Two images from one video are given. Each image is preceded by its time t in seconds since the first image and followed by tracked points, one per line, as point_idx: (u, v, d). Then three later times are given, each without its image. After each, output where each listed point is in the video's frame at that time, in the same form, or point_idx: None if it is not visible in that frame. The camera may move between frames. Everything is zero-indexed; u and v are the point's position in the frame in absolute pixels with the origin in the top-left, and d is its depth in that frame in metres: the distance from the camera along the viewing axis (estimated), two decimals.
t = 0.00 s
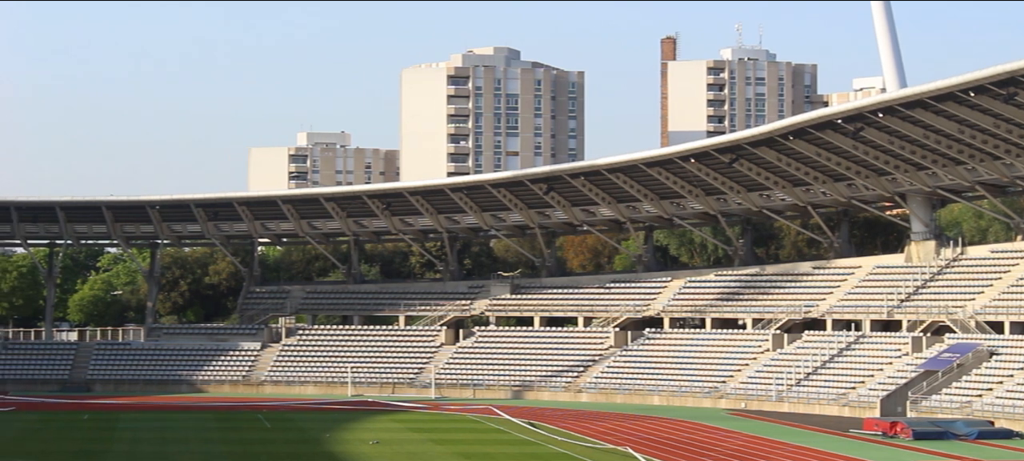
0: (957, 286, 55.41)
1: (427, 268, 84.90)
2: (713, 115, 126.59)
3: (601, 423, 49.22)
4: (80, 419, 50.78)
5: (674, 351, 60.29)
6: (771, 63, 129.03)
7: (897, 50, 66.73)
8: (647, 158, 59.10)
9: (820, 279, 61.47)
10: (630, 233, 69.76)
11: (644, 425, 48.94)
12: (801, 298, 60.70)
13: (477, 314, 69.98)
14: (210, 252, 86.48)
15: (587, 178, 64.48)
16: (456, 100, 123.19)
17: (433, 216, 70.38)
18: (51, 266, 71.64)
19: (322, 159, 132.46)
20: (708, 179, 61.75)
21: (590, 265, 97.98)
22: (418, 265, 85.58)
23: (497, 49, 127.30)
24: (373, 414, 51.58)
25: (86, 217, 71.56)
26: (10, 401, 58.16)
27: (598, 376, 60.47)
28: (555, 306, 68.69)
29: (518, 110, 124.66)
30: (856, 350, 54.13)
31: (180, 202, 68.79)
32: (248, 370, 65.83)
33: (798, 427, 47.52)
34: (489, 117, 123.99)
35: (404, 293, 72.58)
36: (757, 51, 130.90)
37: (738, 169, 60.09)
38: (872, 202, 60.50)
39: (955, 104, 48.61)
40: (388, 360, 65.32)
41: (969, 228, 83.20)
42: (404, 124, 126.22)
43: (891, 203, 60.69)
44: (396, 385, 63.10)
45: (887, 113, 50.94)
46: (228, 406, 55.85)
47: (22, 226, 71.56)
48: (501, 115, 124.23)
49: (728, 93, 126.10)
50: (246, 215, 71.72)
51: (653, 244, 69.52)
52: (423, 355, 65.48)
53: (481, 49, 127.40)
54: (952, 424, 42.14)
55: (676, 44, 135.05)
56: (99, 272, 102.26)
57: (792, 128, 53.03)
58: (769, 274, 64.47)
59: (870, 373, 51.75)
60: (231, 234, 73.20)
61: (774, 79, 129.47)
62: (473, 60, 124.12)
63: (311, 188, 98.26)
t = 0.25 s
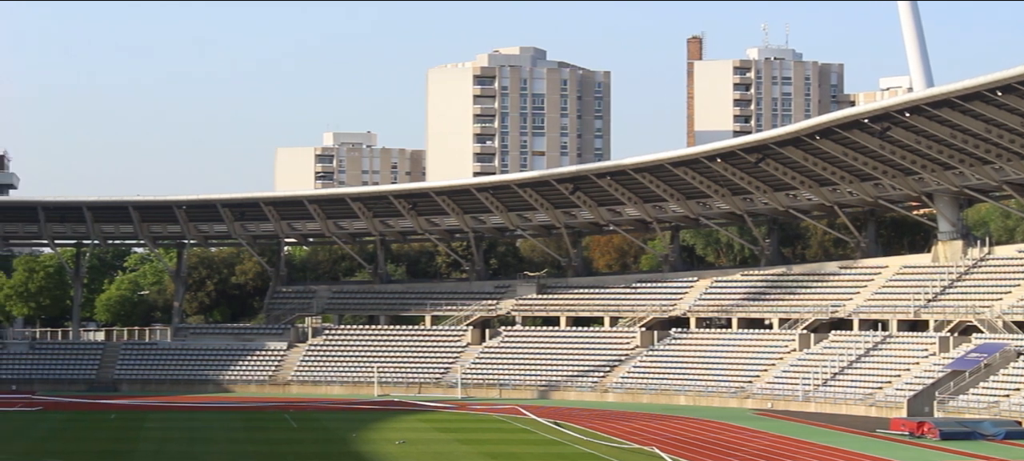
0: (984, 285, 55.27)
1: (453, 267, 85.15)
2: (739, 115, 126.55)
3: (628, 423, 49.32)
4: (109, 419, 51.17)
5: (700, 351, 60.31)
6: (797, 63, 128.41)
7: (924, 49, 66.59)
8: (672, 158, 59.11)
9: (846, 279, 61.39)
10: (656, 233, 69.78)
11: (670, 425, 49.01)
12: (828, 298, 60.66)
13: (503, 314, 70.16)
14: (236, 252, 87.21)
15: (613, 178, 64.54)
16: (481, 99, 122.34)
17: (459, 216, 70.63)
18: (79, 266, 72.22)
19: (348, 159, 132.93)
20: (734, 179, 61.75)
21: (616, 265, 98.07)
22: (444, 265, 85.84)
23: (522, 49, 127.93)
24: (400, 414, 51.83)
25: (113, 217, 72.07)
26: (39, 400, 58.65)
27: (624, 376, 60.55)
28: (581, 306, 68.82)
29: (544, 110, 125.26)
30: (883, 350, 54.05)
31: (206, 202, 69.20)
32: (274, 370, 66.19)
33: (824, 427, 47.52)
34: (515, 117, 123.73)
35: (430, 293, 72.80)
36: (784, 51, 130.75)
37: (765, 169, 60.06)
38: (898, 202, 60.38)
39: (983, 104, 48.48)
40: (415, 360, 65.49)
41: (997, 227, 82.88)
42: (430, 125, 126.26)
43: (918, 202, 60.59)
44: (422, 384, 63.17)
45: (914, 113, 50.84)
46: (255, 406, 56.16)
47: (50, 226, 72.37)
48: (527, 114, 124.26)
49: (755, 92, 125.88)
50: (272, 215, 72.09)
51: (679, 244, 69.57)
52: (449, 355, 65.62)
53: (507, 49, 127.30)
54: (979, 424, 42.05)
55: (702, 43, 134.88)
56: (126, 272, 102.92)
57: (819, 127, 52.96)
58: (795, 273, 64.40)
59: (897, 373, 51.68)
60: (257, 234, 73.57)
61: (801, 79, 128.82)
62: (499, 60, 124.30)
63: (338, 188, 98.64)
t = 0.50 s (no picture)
0: (1012, 285, 55.11)
1: (479, 267, 85.42)
2: (765, 114, 126.44)
3: (654, 423, 49.42)
4: (137, 418, 51.53)
5: (726, 351, 60.32)
6: (823, 62, 127.71)
7: (952, 49, 66.45)
8: (699, 158, 59.13)
9: (873, 279, 61.30)
10: (683, 233, 69.82)
11: (696, 425, 49.08)
12: (855, 298, 60.60)
13: (530, 314, 70.39)
14: (263, 251, 87.69)
15: (639, 178, 64.60)
16: (508, 99, 122.93)
17: (485, 216, 70.81)
18: (106, 265, 72.72)
19: (374, 159, 133.35)
20: (760, 179, 61.71)
21: (642, 265, 98.16)
22: (470, 264, 86.10)
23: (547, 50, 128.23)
24: (426, 414, 52.06)
25: (140, 218, 72.55)
26: (68, 400, 59.09)
27: (650, 376, 60.64)
28: (607, 306, 68.96)
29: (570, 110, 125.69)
30: (910, 350, 53.97)
31: (233, 202, 69.60)
32: (300, 370, 66.56)
33: (851, 427, 47.54)
34: (541, 116, 124.24)
35: (457, 293, 73.05)
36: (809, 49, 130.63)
37: (791, 169, 60.02)
38: (925, 202, 60.24)
39: (1010, 103, 48.32)
40: (441, 360, 65.76)
41: None
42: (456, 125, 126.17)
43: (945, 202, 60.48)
44: (448, 385, 63.49)
45: (941, 112, 50.74)
46: (282, 406, 56.49)
47: (77, 227, 72.94)
48: (553, 114, 125.21)
49: (781, 92, 126.17)
50: (299, 215, 72.44)
51: (706, 244, 69.56)
52: (475, 355, 65.86)
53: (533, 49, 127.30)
54: (1006, 424, 42.04)
55: (728, 43, 134.68)
56: (153, 271, 103.57)
57: (845, 127, 52.91)
58: (822, 273, 64.31)
59: (924, 373, 51.61)
60: (284, 234, 73.95)
61: (828, 78, 128.02)
62: (525, 60, 124.54)
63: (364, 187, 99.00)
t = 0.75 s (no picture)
0: None
1: (504, 267, 85.68)
2: (791, 114, 126.27)
3: (679, 423, 49.53)
4: (164, 418, 51.89)
5: (751, 351, 60.32)
6: (849, 62, 127.83)
7: (978, 49, 66.35)
8: (724, 158, 59.15)
9: (899, 279, 61.18)
10: (708, 233, 69.86)
11: (721, 425, 49.15)
12: (881, 298, 60.49)
13: (555, 314, 70.58)
14: (289, 251, 88.19)
15: (664, 178, 64.65)
16: (534, 100, 123.62)
17: (510, 216, 70.97)
18: (132, 266, 73.21)
19: (399, 160, 133.77)
20: (785, 179, 61.68)
21: (667, 265, 98.23)
22: (495, 264, 86.35)
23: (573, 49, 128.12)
24: (452, 414, 52.28)
25: (165, 218, 73.00)
26: (94, 400, 59.53)
27: (675, 376, 60.74)
28: (632, 306, 69.04)
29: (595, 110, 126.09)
30: (936, 350, 53.88)
31: (258, 202, 69.95)
32: (325, 370, 66.87)
33: (876, 427, 47.55)
34: (565, 116, 124.54)
35: (482, 293, 73.29)
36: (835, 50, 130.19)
37: (816, 169, 59.97)
38: (951, 201, 60.11)
39: None
40: (466, 360, 66.03)
41: None
42: (480, 125, 126.43)
43: (972, 203, 60.36)
44: (473, 384, 63.77)
45: (967, 112, 50.62)
46: (307, 406, 56.80)
47: (103, 226, 73.27)
48: (578, 114, 125.68)
49: (807, 92, 125.69)
50: (324, 215, 72.80)
51: (731, 244, 69.54)
52: (500, 355, 66.10)
53: (559, 49, 127.43)
54: None
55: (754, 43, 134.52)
56: (178, 272, 104.21)
57: (870, 127, 52.84)
58: (848, 273, 64.19)
59: (950, 373, 51.50)
60: (309, 234, 74.31)
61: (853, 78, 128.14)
62: (550, 60, 124.63)
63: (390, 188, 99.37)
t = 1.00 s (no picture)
0: None
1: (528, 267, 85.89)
2: (815, 114, 126.08)
3: (703, 423, 49.63)
4: (189, 418, 52.24)
5: (775, 351, 60.31)
6: (873, 62, 127.50)
7: (1003, 49, 66.20)
8: (748, 158, 59.12)
9: (924, 279, 61.07)
10: (732, 232, 69.85)
11: (745, 425, 49.22)
12: (905, 298, 60.40)
13: (579, 314, 70.71)
14: (313, 251, 88.59)
15: (688, 178, 64.68)
16: (558, 100, 123.74)
17: (534, 216, 71.11)
18: (157, 265, 73.64)
19: (423, 160, 134.06)
20: (810, 179, 61.64)
21: (691, 265, 98.22)
22: (519, 265, 86.55)
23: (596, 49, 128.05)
24: (476, 414, 52.49)
25: (190, 218, 73.42)
26: (120, 400, 59.96)
27: (698, 376, 60.81)
28: (656, 306, 69.09)
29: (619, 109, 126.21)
30: (961, 350, 53.79)
31: (282, 202, 70.29)
32: (349, 370, 67.11)
33: (900, 428, 47.55)
34: (589, 117, 124.66)
35: (505, 293, 73.48)
36: (860, 49, 129.80)
37: (841, 168, 59.91)
38: (976, 201, 59.99)
39: None
40: (490, 360, 66.25)
41: None
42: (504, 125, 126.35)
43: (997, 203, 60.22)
44: (497, 384, 64.04)
45: (992, 111, 50.50)
46: (332, 406, 57.07)
47: (127, 227, 73.65)
48: (601, 115, 125.81)
49: (831, 92, 125.41)
50: (348, 215, 73.12)
51: (755, 244, 69.49)
52: (524, 355, 66.30)
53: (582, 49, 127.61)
54: None
55: (778, 42, 134.26)
56: (203, 272, 104.72)
57: (895, 127, 52.76)
58: (873, 273, 64.03)
59: (975, 373, 51.43)
60: (333, 234, 74.63)
61: (877, 77, 127.78)
62: (574, 60, 124.65)
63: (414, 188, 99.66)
